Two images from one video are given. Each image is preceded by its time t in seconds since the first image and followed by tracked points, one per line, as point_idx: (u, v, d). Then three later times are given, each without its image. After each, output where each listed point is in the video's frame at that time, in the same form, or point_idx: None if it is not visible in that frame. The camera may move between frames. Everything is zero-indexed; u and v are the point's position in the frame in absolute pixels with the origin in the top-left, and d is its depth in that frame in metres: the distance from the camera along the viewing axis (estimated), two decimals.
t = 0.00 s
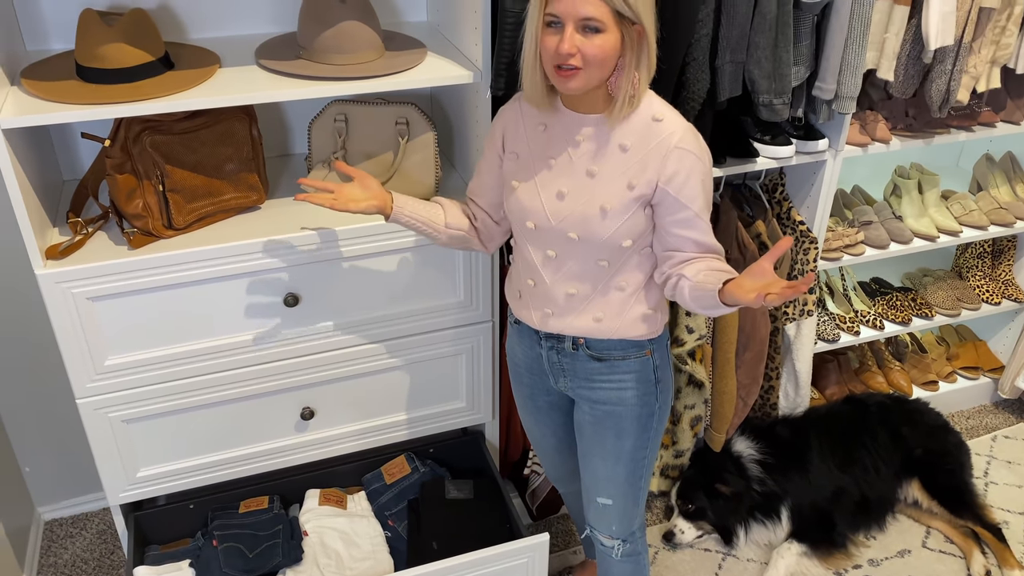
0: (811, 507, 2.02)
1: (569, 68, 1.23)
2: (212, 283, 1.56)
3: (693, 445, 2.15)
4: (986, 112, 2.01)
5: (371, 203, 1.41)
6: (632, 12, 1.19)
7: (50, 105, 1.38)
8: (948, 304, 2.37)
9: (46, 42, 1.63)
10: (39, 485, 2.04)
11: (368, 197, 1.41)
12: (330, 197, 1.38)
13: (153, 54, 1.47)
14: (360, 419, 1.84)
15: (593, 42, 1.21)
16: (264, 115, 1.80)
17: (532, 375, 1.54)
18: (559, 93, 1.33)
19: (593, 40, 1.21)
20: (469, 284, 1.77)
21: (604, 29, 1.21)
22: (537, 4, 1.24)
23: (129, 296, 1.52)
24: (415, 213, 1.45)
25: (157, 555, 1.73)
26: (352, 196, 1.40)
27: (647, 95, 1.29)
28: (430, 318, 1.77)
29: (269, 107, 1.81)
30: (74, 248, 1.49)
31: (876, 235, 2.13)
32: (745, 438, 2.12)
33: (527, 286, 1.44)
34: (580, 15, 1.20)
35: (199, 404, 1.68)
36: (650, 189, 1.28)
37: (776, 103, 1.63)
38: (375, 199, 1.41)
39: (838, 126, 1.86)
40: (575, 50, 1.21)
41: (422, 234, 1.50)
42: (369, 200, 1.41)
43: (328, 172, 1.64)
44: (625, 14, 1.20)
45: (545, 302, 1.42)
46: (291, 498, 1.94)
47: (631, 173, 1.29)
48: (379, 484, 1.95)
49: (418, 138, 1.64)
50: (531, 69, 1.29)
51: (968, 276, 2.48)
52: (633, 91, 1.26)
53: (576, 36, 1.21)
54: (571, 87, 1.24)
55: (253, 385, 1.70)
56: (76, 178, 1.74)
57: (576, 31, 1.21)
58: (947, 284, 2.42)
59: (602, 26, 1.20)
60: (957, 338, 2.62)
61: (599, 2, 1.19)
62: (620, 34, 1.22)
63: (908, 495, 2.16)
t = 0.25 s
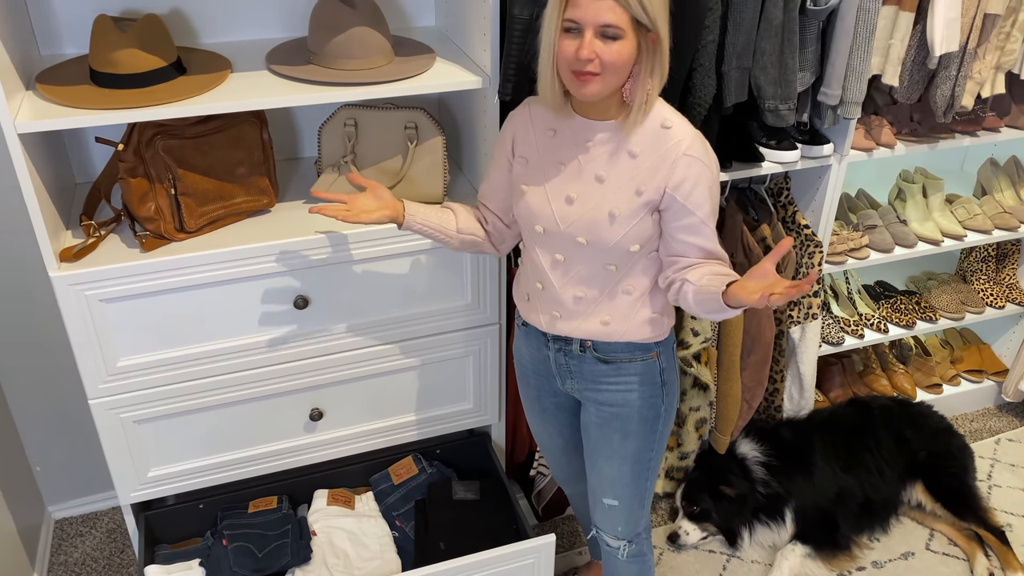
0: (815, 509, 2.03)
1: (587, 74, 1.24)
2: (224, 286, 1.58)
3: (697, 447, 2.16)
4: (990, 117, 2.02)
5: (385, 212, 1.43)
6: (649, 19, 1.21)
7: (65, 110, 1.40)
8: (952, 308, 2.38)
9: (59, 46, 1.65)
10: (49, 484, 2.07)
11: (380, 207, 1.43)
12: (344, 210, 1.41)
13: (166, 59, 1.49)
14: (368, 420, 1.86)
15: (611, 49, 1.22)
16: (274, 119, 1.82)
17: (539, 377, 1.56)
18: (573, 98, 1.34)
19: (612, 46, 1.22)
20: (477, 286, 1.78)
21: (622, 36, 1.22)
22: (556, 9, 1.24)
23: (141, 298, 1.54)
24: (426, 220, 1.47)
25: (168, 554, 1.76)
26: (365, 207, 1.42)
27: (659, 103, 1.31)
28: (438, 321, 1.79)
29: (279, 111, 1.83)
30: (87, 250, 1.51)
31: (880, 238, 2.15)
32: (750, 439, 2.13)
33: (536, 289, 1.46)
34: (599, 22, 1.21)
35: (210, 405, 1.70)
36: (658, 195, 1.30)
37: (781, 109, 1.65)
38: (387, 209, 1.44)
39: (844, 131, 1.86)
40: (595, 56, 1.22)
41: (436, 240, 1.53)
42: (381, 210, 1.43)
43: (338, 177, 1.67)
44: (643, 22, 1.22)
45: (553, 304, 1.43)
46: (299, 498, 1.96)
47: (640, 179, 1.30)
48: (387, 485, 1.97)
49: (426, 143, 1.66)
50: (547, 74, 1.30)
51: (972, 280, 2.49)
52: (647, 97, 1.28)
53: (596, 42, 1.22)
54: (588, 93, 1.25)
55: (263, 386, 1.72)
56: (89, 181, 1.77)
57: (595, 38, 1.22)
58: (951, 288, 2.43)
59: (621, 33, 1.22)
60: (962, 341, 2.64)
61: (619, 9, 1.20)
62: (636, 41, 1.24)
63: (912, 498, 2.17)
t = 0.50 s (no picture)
0: (822, 508, 2.03)
1: (604, 69, 1.25)
2: (237, 284, 1.59)
3: (705, 446, 2.17)
4: (999, 119, 2.02)
5: (399, 211, 1.44)
6: (668, 19, 1.23)
7: (81, 109, 1.41)
8: (960, 309, 2.38)
9: (74, 46, 1.66)
10: (61, 481, 2.08)
11: (394, 206, 1.44)
12: (358, 207, 1.42)
13: (181, 59, 1.51)
14: (378, 418, 1.87)
15: (630, 45, 1.23)
16: (286, 119, 1.84)
17: (550, 375, 1.57)
18: (588, 98, 1.36)
19: (630, 43, 1.23)
20: (487, 286, 1.79)
21: (641, 34, 1.24)
22: (576, 5, 1.26)
23: (155, 296, 1.55)
24: (439, 219, 1.48)
25: (179, 550, 1.77)
26: (378, 206, 1.43)
27: (674, 106, 1.32)
28: (448, 320, 1.80)
29: (291, 111, 1.84)
30: (102, 248, 1.52)
31: (889, 239, 2.15)
32: (757, 439, 2.13)
33: (547, 287, 1.47)
34: (619, 18, 1.22)
35: (222, 402, 1.71)
36: (671, 196, 1.31)
37: (791, 109, 1.66)
38: (400, 207, 1.45)
39: (853, 132, 1.87)
40: (613, 52, 1.23)
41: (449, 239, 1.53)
42: (395, 208, 1.44)
43: (350, 176, 1.68)
44: (662, 22, 1.23)
45: (565, 303, 1.44)
46: (309, 496, 1.97)
47: (653, 180, 1.31)
48: (396, 482, 1.98)
49: (438, 142, 1.67)
50: (565, 71, 1.32)
51: (980, 281, 2.49)
52: (661, 97, 1.29)
53: (615, 38, 1.23)
54: (604, 88, 1.26)
55: (274, 384, 1.73)
56: (102, 180, 1.78)
57: (614, 33, 1.23)
58: (959, 290, 2.44)
59: (640, 31, 1.23)
60: (969, 342, 2.63)
61: (639, 7, 1.22)
62: (654, 41, 1.26)
63: (919, 498, 2.18)
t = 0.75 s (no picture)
0: (829, 510, 2.04)
1: (615, 70, 1.26)
2: (246, 283, 1.60)
3: (712, 448, 2.17)
4: (1008, 121, 2.02)
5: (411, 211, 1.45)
6: (679, 21, 1.23)
7: (93, 109, 1.42)
8: (968, 311, 2.38)
9: (86, 47, 1.67)
10: (70, 478, 2.09)
11: (406, 206, 1.45)
12: (371, 206, 1.42)
13: (192, 60, 1.51)
14: (387, 417, 1.88)
15: (641, 46, 1.24)
16: (296, 119, 1.85)
17: (560, 375, 1.57)
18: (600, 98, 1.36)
19: (641, 44, 1.24)
20: (495, 286, 1.80)
21: (652, 35, 1.24)
22: (587, 6, 1.27)
23: (165, 295, 1.56)
24: (451, 220, 1.49)
25: (187, 548, 1.77)
26: (391, 206, 1.44)
27: (685, 107, 1.33)
28: (456, 320, 1.81)
29: (301, 112, 1.85)
30: (113, 247, 1.53)
31: (896, 241, 2.15)
32: (764, 440, 2.14)
33: (558, 288, 1.48)
34: (630, 19, 1.23)
35: (231, 401, 1.72)
36: (682, 197, 1.31)
37: (800, 111, 1.66)
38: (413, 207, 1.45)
39: (861, 134, 1.87)
40: (623, 52, 1.24)
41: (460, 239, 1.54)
42: (408, 208, 1.45)
43: (360, 176, 1.69)
44: (674, 23, 1.24)
45: (576, 303, 1.45)
46: (317, 494, 1.98)
47: (665, 181, 1.32)
48: (403, 482, 1.98)
49: (447, 143, 1.68)
50: (576, 71, 1.32)
51: (988, 283, 2.49)
52: (673, 98, 1.30)
53: (625, 39, 1.24)
54: (614, 89, 1.27)
55: (282, 383, 1.74)
56: (113, 179, 1.79)
57: (625, 34, 1.24)
58: (967, 292, 2.43)
59: (651, 31, 1.24)
60: (977, 344, 2.63)
61: (651, 7, 1.22)
62: (665, 42, 1.26)
63: (926, 501, 2.17)
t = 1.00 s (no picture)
0: (834, 512, 2.04)
1: (617, 75, 1.27)
2: (254, 284, 1.61)
3: (717, 450, 2.17)
4: (1016, 124, 2.02)
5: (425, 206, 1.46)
6: (682, 25, 1.23)
7: (103, 111, 1.43)
8: (974, 315, 2.38)
9: (96, 48, 1.68)
10: (78, 477, 2.11)
11: (421, 199, 1.45)
12: (385, 197, 1.43)
13: (201, 62, 1.52)
14: (393, 417, 1.89)
15: (642, 51, 1.24)
16: (304, 121, 1.86)
17: (567, 375, 1.58)
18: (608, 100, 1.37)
19: (643, 49, 1.24)
20: (501, 287, 1.80)
21: (654, 40, 1.24)
22: (591, 11, 1.28)
23: (173, 295, 1.57)
24: (464, 216, 1.50)
25: (195, 548, 1.80)
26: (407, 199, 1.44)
27: (692, 109, 1.32)
28: (462, 321, 1.81)
29: (309, 113, 1.86)
30: (122, 248, 1.54)
31: (903, 245, 2.16)
32: (769, 443, 2.14)
33: (566, 288, 1.48)
34: (631, 25, 1.23)
35: (238, 401, 1.73)
36: (689, 198, 1.32)
37: (806, 114, 1.67)
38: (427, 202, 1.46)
39: (868, 137, 1.88)
40: (625, 58, 1.25)
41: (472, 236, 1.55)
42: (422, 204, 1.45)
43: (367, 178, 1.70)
44: (676, 27, 1.24)
45: (583, 304, 1.45)
46: (323, 494, 1.99)
47: (672, 182, 1.32)
48: (409, 482, 1.99)
49: (453, 145, 1.69)
50: (583, 74, 1.34)
51: (995, 286, 2.49)
52: (678, 101, 1.30)
53: (627, 44, 1.25)
54: (618, 93, 1.27)
55: (289, 383, 1.75)
56: (123, 180, 1.80)
57: (626, 39, 1.25)
58: (974, 295, 2.43)
59: (653, 36, 1.24)
60: (983, 348, 2.60)
61: (652, 13, 1.22)
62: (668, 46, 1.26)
63: (931, 504, 2.17)
